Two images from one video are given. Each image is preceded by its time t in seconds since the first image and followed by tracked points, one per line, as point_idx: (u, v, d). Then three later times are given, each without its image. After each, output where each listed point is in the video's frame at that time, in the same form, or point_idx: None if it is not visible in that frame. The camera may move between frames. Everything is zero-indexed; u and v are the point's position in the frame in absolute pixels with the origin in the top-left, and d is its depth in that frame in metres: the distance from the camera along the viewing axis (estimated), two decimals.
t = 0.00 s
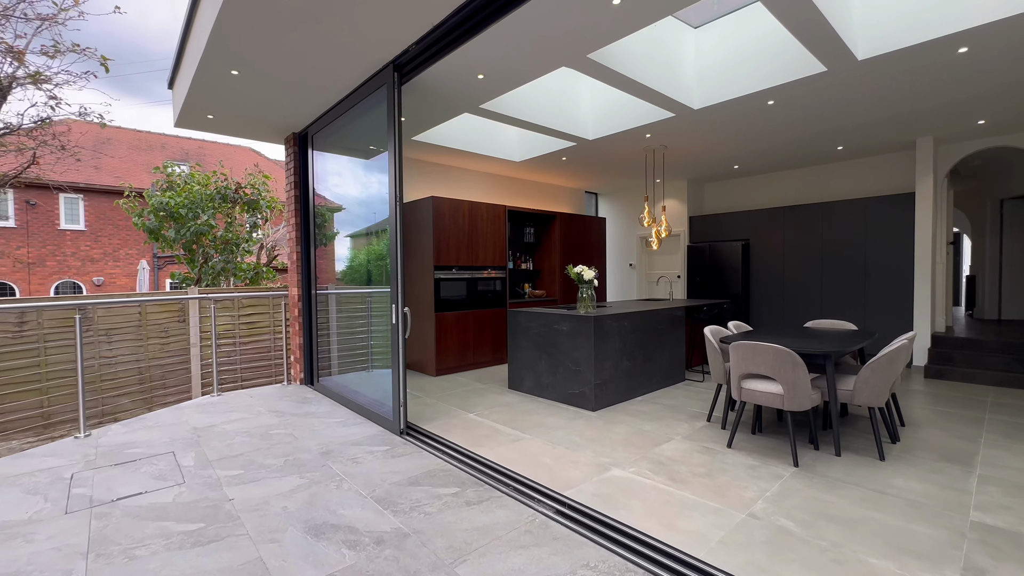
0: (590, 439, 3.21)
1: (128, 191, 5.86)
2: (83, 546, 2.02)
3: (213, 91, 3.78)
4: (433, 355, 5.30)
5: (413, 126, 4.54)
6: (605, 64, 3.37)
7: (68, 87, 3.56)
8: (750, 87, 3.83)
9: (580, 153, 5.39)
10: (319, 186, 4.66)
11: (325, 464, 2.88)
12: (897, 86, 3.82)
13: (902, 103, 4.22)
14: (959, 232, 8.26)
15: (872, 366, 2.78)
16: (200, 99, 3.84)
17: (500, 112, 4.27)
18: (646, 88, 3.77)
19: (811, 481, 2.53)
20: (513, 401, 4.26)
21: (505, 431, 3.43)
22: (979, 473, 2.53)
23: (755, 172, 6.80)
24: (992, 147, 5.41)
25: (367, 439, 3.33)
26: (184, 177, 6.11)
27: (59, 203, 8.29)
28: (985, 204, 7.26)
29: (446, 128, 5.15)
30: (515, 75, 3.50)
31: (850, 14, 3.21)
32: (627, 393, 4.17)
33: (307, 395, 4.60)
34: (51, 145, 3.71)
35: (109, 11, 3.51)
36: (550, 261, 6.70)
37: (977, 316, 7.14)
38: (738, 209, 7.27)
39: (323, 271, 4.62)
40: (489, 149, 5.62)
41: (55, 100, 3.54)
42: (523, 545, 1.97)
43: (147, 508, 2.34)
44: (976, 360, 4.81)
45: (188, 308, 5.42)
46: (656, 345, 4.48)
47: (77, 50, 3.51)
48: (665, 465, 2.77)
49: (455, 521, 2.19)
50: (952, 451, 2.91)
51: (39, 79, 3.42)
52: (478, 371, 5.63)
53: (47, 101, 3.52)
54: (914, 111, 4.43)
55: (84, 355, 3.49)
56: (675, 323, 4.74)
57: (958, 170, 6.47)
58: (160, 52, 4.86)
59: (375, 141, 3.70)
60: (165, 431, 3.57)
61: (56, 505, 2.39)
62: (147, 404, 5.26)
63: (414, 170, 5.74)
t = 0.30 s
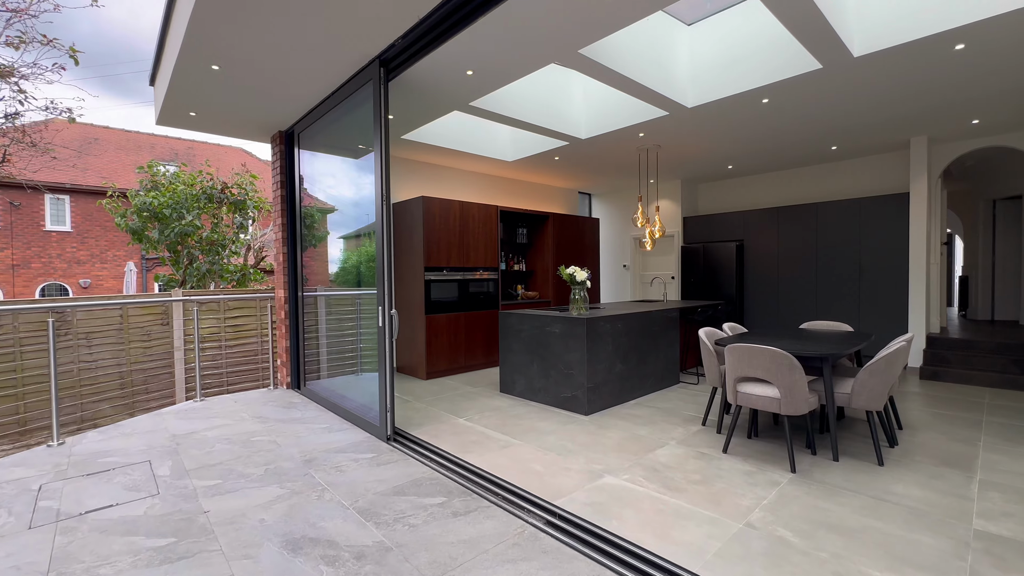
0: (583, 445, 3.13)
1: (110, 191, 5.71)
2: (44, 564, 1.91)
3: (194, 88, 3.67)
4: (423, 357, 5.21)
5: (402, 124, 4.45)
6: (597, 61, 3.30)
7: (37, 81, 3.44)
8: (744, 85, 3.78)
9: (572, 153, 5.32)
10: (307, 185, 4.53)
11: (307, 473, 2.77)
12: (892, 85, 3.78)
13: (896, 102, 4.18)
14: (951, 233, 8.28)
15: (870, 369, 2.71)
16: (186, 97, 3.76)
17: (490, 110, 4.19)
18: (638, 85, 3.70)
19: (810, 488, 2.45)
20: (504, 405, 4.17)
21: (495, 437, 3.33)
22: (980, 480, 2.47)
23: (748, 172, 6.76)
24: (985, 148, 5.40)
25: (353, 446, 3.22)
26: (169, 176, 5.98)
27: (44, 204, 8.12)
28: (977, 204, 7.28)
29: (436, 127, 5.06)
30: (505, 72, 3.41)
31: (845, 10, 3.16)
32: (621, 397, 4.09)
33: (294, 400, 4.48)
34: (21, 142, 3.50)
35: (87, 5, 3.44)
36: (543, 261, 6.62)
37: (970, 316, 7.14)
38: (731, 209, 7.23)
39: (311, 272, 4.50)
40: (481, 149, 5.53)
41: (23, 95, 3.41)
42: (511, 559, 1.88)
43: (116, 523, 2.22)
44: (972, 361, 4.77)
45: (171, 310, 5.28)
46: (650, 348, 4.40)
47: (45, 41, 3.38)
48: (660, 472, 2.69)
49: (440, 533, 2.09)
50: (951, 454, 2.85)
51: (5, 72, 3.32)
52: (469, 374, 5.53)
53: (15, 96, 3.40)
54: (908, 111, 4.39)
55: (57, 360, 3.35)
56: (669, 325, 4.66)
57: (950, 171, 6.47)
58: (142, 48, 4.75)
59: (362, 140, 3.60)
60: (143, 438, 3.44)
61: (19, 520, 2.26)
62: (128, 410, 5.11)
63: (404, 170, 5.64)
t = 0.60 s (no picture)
0: (574, 450, 3.04)
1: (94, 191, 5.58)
2: None
3: (174, 83, 3.56)
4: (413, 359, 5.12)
5: (391, 122, 4.35)
6: (589, 56, 3.22)
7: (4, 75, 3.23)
8: (739, 81, 3.71)
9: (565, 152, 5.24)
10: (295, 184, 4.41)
11: (287, 482, 2.67)
12: (888, 81, 3.72)
13: (892, 100, 4.12)
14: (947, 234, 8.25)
15: (867, 372, 2.64)
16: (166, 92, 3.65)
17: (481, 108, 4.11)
18: (631, 81, 3.62)
19: (806, 495, 2.38)
20: (495, 409, 4.08)
21: (484, 443, 3.24)
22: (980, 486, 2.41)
23: (743, 171, 6.70)
24: (981, 147, 5.36)
25: (337, 452, 3.12)
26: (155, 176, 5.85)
27: (31, 204, 7.97)
28: (972, 204, 7.25)
29: (427, 125, 4.98)
30: (494, 67, 3.33)
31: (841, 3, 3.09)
32: (614, 400, 4.00)
33: (280, 404, 4.37)
34: None
35: None
36: (536, 262, 6.53)
37: (966, 316, 7.11)
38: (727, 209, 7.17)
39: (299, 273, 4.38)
40: (472, 148, 5.44)
41: None
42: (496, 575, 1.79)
43: (81, 538, 2.11)
44: (969, 362, 4.72)
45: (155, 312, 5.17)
46: (644, 350, 4.32)
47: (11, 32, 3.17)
48: (653, 479, 2.60)
49: (422, 547, 2.00)
50: (949, 459, 2.79)
51: None
52: (461, 377, 5.44)
53: None
54: (906, 108, 4.34)
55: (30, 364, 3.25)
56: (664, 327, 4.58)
57: (946, 171, 6.43)
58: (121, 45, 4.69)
59: (348, 138, 3.51)
60: (120, 445, 3.32)
61: None
62: (111, 414, 5.00)
63: (394, 169, 5.54)
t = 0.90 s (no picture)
0: (565, 456, 2.96)
1: (75, 190, 5.43)
2: None
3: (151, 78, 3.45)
4: (402, 362, 5.02)
5: (378, 119, 4.26)
6: (579, 51, 3.15)
7: None
8: (732, 79, 3.65)
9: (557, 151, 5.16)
10: (281, 182, 4.22)
11: (266, 491, 2.57)
12: (882, 79, 3.68)
13: (886, 98, 4.08)
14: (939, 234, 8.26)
15: (863, 375, 2.58)
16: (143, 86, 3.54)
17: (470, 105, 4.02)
18: (623, 78, 3.56)
19: (803, 502, 2.30)
20: (485, 413, 3.99)
21: (472, 448, 3.15)
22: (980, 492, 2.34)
23: (737, 171, 6.65)
24: (974, 146, 5.34)
25: (320, 459, 3.01)
26: (138, 175, 5.71)
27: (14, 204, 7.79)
28: (964, 204, 7.25)
29: (416, 123, 4.89)
30: (483, 62, 3.24)
31: None
32: (606, 403, 3.93)
33: (263, 409, 4.26)
34: None
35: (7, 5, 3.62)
36: (528, 262, 6.45)
37: (959, 317, 7.11)
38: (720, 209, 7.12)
39: (288, 274, 4.19)
40: (463, 147, 5.35)
41: None
42: None
43: (43, 553, 2.00)
44: (963, 363, 4.68)
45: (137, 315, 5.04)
46: (637, 352, 4.25)
47: None
48: (645, 486, 2.52)
49: (403, 561, 1.90)
50: (947, 463, 2.73)
51: None
52: (451, 380, 5.34)
53: None
54: (899, 107, 4.30)
55: None
56: (657, 328, 4.51)
57: (938, 170, 6.42)
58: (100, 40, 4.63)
59: (332, 134, 3.41)
60: (94, 453, 3.20)
61: None
62: (90, 420, 4.86)
63: (383, 168, 5.44)
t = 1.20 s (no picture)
0: (555, 464, 2.87)
1: (52, 190, 5.26)
2: None
3: (125, 74, 3.32)
4: (391, 366, 4.90)
5: (364, 116, 4.14)
6: (570, 47, 3.07)
7: None
8: (725, 77, 3.59)
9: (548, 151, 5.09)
10: (269, 183, 4.02)
11: (241, 505, 2.44)
12: (876, 78, 3.64)
13: (880, 98, 4.05)
14: (929, 236, 8.28)
15: (861, 380, 2.51)
16: (118, 82, 3.42)
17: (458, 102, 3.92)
18: (615, 76, 3.48)
19: (801, 512, 2.22)
20: (474, 419, 3.88)
21: (460, 456, 3.04)
22: (981, 501, 2.27)
23: (729, 172, 6.61)
24: (966, 148, 5.32)
25: (300, 469, 2.89)
26: (119, 175, 5.56)
27: None
28: (955, 206, 7.25)
29: (404, 122, 4.79)
30: (471, 57, 3.14)
31: None
32: (599, 408, 3.84)
33: (245, 415, 4.12)
34: None
35: None
36: (520, 264, 6.37)
37: (950, 318, 7.11)
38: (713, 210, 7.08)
39: (275, 276, 3.97)
40: (452, 146, 5.25)
41: None
42: None
43: None
44: (957, 366, 4.65)
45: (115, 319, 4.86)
46: (630, 355, 4.17)
47: None
48: (638, 496, 2.43)
49: None
50: (946, 469, 2.66)
51: None
52: (441, 384, 5.23)
53: None
54: (892, 107, 4.27)
55: None
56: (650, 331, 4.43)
57: (930, 172, 6.41)
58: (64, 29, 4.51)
59: (315, 132, 3.29)
60: (63, 464, 3.05)
61: None
62: (66, 427, 4.68)
63: (370, 168, 5.33)
